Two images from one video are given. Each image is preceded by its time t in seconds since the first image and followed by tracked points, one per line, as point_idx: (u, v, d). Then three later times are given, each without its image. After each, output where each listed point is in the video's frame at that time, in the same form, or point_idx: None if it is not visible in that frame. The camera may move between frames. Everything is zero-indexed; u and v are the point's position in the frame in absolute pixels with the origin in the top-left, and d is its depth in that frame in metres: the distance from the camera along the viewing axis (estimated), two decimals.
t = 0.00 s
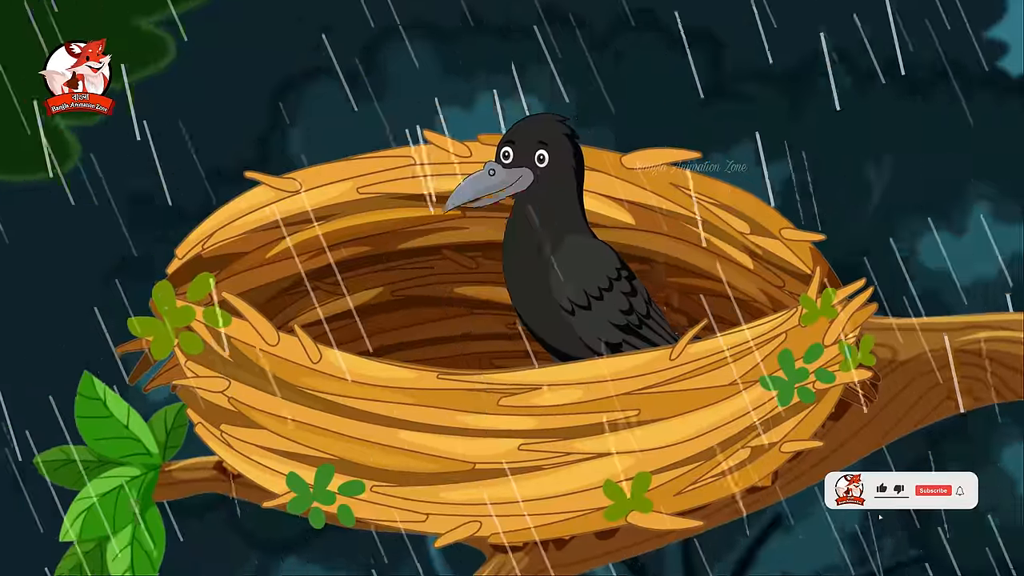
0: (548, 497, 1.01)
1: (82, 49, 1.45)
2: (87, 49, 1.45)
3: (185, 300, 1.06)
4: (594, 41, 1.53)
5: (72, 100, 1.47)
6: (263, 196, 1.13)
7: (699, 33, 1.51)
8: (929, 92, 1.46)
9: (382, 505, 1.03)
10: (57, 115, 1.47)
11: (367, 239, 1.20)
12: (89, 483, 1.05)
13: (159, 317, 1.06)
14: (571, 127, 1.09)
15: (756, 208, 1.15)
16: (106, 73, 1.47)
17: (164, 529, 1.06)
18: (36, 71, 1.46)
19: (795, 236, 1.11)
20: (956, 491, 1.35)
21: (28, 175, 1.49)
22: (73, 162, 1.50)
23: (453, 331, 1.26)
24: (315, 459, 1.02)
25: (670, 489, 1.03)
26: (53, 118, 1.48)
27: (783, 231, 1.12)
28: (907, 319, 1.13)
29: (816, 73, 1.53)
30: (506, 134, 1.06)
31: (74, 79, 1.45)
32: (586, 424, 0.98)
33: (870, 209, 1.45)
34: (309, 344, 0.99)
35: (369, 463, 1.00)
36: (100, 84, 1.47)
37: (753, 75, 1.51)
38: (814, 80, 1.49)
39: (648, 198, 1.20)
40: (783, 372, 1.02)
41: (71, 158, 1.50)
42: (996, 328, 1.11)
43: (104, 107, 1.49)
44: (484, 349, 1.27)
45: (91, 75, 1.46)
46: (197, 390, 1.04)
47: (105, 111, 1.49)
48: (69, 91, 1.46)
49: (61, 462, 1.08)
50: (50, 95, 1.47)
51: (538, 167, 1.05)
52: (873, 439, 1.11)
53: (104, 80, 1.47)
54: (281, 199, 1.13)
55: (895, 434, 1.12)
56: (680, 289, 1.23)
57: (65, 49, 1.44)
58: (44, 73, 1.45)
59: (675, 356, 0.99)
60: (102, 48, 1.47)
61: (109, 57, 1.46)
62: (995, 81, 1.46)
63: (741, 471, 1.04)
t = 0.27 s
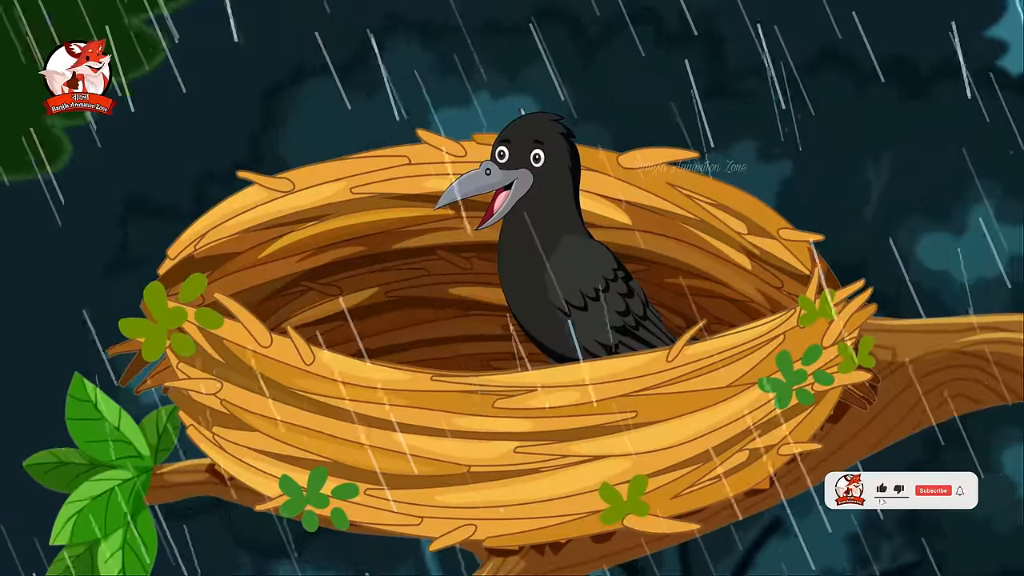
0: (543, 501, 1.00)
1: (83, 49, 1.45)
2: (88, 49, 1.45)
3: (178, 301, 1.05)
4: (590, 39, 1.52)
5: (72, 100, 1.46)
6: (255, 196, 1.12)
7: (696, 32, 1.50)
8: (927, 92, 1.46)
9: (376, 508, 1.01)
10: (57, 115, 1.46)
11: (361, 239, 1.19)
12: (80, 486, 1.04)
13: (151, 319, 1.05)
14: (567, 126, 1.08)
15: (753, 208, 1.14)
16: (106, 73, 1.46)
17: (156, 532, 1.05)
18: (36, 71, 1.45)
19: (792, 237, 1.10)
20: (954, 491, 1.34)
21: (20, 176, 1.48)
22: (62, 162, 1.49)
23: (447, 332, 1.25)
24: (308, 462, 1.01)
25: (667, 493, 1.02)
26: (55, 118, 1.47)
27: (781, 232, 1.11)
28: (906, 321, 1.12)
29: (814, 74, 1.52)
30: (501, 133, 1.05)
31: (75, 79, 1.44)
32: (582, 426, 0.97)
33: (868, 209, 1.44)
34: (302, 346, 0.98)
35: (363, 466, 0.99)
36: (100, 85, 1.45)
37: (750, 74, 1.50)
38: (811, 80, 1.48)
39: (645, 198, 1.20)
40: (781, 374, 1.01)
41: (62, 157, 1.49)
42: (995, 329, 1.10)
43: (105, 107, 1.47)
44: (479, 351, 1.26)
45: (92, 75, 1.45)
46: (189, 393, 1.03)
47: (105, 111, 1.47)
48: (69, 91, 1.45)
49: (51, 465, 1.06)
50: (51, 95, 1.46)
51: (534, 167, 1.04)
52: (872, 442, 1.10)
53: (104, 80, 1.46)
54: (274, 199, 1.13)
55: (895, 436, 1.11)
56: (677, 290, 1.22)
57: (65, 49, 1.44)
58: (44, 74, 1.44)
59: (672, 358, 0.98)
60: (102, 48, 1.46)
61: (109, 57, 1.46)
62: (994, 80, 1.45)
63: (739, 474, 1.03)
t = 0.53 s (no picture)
0: (539, 504, 0.99)
1: (82, 49, 1.44)
2: (87, 49, 1.43)
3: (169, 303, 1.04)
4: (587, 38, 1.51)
5: (72, 100, 1.45)
6: (249, 196, 1.11)
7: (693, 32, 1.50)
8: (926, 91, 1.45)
9: (370, 512, 1.00)
10: (57, 115, 1.46)
11: (355, 240, 1.18)
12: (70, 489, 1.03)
13: (142, 320, 1.04)
14: (563, 125, 1.07)
15: (752, 209, 1.13)
16: (106, 73, 1.45)
17: (147, 536, 1.04)
18: (36, 71, 1.44)
19: (791, 237, 1.09)
20: (954, 492, 1.33)
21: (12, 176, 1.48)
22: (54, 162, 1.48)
23: (442, 334, 1.24)
24: (302, 465, 1.00)
25: (664, 496, 1.01)
26: (55, 118, 1.46)
27: (780, 232, 1.10)
28: (905, 322, 1.11)
29: (813, 73, 1.51)
30: (497, 132, 1.04)
31: (74, 78, 1.43)
32: (579, 428, 0.95)
33: (867, 210, 1.43)
34: (295, 347, 0.97)
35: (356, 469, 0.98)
36: (100, 84, 1.44)
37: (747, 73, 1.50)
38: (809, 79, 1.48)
39: (641, 198, 1.19)
40: (779, 375, 1.00)
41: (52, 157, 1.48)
42: (995, 330, 1.09)
43: (105, 107, 1.46)
44: (475, 352, 1.25)
45: (91, 75, 1.44)
46: (181, 395, 1.02)
47: (106, 111, 1.46)
48: (69, 91, 1.44)
49: (41, 467, 1.05)
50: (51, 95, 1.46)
51: (529, 167, 1.03)
52: (872, 445, 1.09)
53: (104, 80, 1.44)
54: (267, 199, 1.12)
55: (894, 439, 1.10)
56: (675, 291, 1.21)
57: (65, 49, 1.44)
58: (43, 74, 1.42)
59: (669, 359, 0.97)
60: (101, 48, 1.45)
61: (109, 57, 1.45)
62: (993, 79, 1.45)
63: (737, 477, 1.02)
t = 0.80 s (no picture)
0: (534, 507, 0.97)
1: (83, 49, 1.44)
2: (88, 49, 1.44)
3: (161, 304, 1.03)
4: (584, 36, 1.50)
5: (72, 100, 1.45)
6: (241, 196, 1.11)
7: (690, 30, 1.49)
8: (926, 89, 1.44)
9: (363, 515, 0.99)
10: (57, 115, 1.45)
11: (349, 240, 1.17)
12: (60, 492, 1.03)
13: (133, 321, 1.03)
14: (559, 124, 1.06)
15: (750, 209, 1.12)
16: (106, 73, 1.44)
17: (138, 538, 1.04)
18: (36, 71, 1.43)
19: (790, 237, 1.08)
20: (954, 492, 1.32)
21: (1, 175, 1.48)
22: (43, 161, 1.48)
23: (437, 335, 1.23)
24: (294, 468, 0.98)
25: (660, 499, 0.99)
26: (56, 118, 1.46)
27: (778, 232, 1.09)
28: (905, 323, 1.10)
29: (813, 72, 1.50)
30: (492, 131, 1.02)
31: (74, 79, 1.44)
32: (574, 430, 0.94)
33: (866, 210, 1.42)
34: (288, 349, 0.96)
35: (349, 472, 0.97)
36: (100, 85, 1.44)
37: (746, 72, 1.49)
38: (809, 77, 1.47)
39: (638, 198, 1.18)
40: (777, 377, 0.99)
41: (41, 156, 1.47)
42: (995, 331, 1.08)
43: (105, 107, 1.45)
44: (470, 354, 1.24)
45: (92, 75, 1.44)
46: (172, 397, 1.01)
47: (106, 110, 1.45)
48: (69, 91, 1.44)
49: (32, 470, 1.04)
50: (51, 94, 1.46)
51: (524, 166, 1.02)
52: (870, 447, 1.08)
53: (104, 80, 1.44)
54: (260, 199, 1.11)
55: (894, 441, 1.09)
56: (672, 292, 1.20)
57: (65, 49, 1.43)
58: (43, 73, 1.43)
59: (665, 361, 0.97)
60: (102, 48, 1.44)
61: (109, 57, 1.44)
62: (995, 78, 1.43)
63: (734, 480, 1.01)
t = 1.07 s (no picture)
0: (530, 511, 0.96)
1: (83, 48, 1.42)
2: (88, 49, 1.42)
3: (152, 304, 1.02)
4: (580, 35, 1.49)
5: (72, 100, 1.44)
6: (233, 195, 1.10)
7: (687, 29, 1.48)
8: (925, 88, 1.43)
9: (356, 519, 0.98)
10: (58, 114, 1.44)
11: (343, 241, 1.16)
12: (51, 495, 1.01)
13: (124, 323, 1.02)
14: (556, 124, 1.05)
15: (748, 209, 1.11)
16: (107, 73, 1.43)
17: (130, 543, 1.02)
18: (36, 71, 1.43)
19: (789, 238, 1.07)
20: (955, 493, 1.31)
21: None
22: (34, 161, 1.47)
23: (432, 336, 1.22)
24: (287, 471, 0.97)
25: (658, 502, 0.98)
26: (54, 118, 1.45)
27: (776, 232, 1.07)
28: (904, 324, 1.09)
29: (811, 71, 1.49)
30: (487, 130, 1.01)
31: (75, 78, 1.42)
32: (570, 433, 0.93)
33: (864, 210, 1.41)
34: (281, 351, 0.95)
35: (342, 475, 0.96)
36: (100, 85, 1.42)
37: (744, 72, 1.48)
38: (806, 77, 1.46)
39: (635, 198, 1.17)
40: (775, 379, 0.98)
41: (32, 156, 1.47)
42: (995, 333, 1.07)
43: (105, 107, 1.44)
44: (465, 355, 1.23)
45: (92, 76, 1.42)
46: (164, 399, 1.00)
47: (106, 110, 1.44)
48: (69, 91, 1.43)
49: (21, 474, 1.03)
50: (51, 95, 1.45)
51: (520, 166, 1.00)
52: (869, 450, 1.07)
53: (104, 80, 1.42)
54: (252, 199, 1.10)
55: (893, 444, 1.07)
56: (669, 293, 1.19)
57: (65, 49, 1.42)
58: (43, 74, 1.42)
59: (662, 363, 0.95)
60: (102, 48, 1.43)
61: (110, 57, 1.42)
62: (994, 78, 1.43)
63: (732, 483, 1.00)
